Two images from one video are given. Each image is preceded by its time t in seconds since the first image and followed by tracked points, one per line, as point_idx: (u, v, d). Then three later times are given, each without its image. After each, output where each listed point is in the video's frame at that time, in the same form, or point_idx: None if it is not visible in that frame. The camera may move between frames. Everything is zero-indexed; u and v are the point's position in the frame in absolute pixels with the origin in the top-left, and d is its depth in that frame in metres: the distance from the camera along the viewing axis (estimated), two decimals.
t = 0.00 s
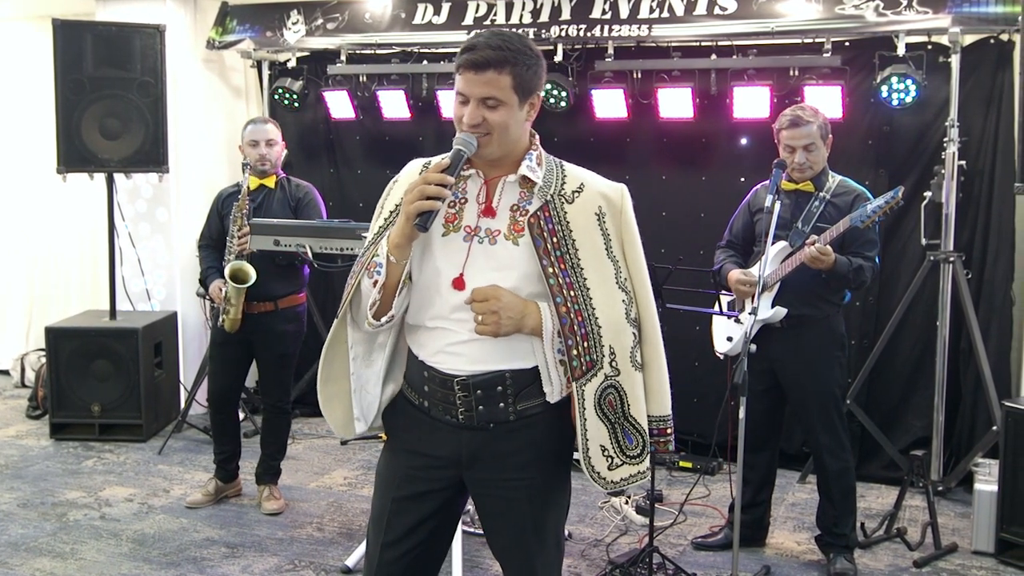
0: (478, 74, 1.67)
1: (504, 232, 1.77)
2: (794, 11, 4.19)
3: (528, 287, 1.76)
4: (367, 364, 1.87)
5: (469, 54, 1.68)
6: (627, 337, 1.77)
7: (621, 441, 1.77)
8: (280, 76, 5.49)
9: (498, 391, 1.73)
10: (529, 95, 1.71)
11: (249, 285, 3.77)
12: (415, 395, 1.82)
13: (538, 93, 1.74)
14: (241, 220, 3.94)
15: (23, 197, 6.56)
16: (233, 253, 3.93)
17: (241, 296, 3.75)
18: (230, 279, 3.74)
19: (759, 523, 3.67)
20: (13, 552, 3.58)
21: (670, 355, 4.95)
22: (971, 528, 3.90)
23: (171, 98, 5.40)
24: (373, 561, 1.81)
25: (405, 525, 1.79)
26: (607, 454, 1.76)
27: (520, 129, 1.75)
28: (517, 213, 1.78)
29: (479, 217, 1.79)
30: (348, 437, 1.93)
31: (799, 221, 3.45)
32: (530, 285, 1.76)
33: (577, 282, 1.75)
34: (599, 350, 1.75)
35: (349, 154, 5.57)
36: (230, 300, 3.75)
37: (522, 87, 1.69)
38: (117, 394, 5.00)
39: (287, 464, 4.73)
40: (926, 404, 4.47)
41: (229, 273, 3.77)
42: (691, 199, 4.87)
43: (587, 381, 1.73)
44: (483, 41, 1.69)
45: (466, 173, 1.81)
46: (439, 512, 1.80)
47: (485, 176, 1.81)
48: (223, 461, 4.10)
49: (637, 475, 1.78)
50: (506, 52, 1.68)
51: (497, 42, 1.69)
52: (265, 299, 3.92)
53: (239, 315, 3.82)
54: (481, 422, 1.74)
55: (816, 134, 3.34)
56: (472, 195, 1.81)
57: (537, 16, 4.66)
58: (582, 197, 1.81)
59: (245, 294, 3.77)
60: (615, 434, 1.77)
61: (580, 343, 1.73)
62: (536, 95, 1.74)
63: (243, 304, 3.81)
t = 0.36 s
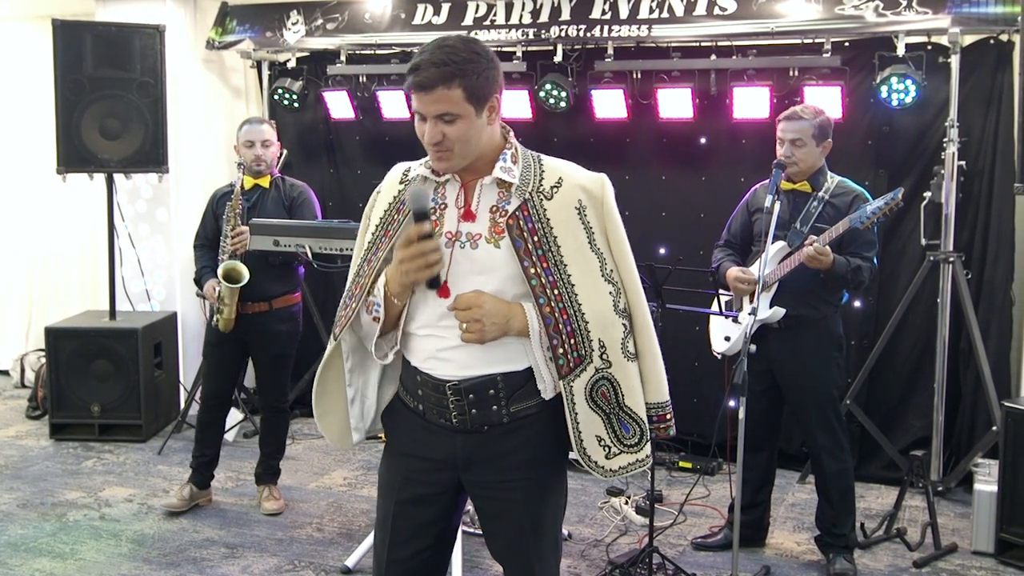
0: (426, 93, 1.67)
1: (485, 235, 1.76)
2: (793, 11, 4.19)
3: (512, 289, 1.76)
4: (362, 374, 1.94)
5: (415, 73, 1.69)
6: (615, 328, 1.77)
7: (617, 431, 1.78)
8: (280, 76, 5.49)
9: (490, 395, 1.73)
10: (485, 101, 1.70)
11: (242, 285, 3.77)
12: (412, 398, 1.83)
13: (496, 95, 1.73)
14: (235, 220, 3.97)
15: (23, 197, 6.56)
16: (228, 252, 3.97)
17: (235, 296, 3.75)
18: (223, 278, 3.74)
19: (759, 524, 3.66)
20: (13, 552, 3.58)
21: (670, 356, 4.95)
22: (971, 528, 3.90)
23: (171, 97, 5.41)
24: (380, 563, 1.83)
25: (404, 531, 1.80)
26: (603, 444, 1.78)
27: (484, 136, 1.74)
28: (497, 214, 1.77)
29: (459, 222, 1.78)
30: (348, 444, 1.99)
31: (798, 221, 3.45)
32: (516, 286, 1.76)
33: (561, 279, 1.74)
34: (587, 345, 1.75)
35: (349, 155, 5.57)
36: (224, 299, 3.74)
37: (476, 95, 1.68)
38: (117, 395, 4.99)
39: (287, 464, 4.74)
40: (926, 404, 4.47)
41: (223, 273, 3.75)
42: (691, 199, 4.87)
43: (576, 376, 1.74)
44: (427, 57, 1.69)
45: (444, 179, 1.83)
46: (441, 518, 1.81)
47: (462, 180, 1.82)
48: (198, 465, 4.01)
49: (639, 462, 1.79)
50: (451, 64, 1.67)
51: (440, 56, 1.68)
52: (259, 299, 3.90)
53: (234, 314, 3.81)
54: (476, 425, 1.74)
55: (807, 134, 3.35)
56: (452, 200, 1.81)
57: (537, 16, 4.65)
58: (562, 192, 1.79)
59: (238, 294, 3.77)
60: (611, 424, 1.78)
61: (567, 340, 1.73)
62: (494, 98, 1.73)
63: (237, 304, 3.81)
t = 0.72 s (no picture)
0: (397, 118, 1.67)
1: (473, 242, 1.77)
2: (793, 11, 4.19)
3: (502, 294, 1.76)
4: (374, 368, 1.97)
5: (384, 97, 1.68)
6: (610, 327, 1.75)
7: (620, 430, 1.77)
8: (280, 77, 5.49)
9: (489, 397, 1.74)
10: (457, 115, 1.69)
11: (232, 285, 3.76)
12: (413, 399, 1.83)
13: (469, 104, 1.72)
14: (224, 220, 3.96)
15: (23, 197, 6.56)
16: (217, 251, 3.94)
17: (224, 295, 3.72)
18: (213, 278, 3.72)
19: (759, 524, 3.67)
20: (13, 553, 3.58)
21: (669, 356, 4.96)
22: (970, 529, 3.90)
23: (171, 97, 5.42)
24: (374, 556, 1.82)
25: (403, 527, 1.81)
26: (608, 443, 1.77)
27: (462, 149, 1.73)
28: (484, 219, 1.77)
29: (447, 229, 1.80)
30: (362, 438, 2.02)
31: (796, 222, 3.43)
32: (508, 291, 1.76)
33: (550, 282, 1.74)
34: (582, 346, 1.75)
35: (349, 155, 5.57)
36: (212, 299, 3.71)
37: (447, 112, 1.67)
38: (117, 395, 5.00)
39: (287, 464, 4.74)
40: (927, 404, 4.47)
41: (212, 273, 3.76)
42: (691, 200, 4.87)
43: (572, 379, 1.74)
44: (394, 78, 1.67)
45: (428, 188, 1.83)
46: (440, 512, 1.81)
47: (448, 188, 1.83)
48: (196, 468, 4.01)
49: (644, 459, 1.78)
50: (419, 84, 1.66)
51: (405, 77, 1.67)
52: (244, 299, 3.91)
53: (220, 316, 3.79)
54: (477, 427, 1.75)
55: (797, 133, 3.34)
56: (439, 206, 1.83)
57: (537, 17, 4.65)
58: (547, 193, 1.78)
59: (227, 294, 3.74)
60: (613, 422, 1.77)
61: (559, 344, 1.73)
62: (467, 110, 1.71)
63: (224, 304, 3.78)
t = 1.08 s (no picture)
0: (410, 100, 1.68)
1: (475, 237, 1.77)
2: (794, 11, 4.19)
3: (500, 292, 1.76)
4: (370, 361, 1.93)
5: (399, 82, 1.70)
6: (606, 334, 1.74)
7: (610, 440, 1.75)
8: (281, 77, 5.49)
9: (486, 398, 1.74)
10: (472, 104, 1.70)
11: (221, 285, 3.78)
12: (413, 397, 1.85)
13: (483, 96, 1.73)
14: (212, 220, 3.95)
15: (23, 197, 6.56)
16: (203, 251, 3.94)
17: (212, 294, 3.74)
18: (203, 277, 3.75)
19: (760, 524, 3.66)
20: (14, 552, 3.58)
21: (670, 356, 4.95)
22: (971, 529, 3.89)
23: (172, 97, 5.43)
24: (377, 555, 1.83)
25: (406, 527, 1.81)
26: (597, 453, 1.75)
27: (473, 139, 1.74)
28: (487, 215, 1.77)
29: (450, 222, 1.80)
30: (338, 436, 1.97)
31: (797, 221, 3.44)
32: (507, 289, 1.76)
33: (547, 283, 1.73)
34: (576, 351, 1.73)
35: (350, 155, 5.57)
36: (201, 298, 3.73)
37: (462, 99, 1.69)
38: (118, 395, 5.00)
39: (287, 464, 4.74)
40: (928, 405, 4.46)
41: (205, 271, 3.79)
42: (692, 199, 4.87)
43: (564, 383, 1.72)
44: (410, 63, 1.70)
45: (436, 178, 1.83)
46: (439, 512, 1.81)
47: (455, 180, 1.83)
48: (194, 467, 4.01)
49: (633, 471, 1.76)
50: (434, 69, 1.68)
51: (424, 61, 1.69)
52: (227, 299, 3.90)
53: (206, 317, 3.80)
54: (475, 427, 1.75)
55: (807, 126, 3.36)
56: (445, 198, 1.83)
57: (538, 16, 4.65)
58: (552, 194, 1.76)
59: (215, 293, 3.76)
60: (603, 432, 1.75)
61: (554, 345, 1.72)
62: (481, 102, 1.73)
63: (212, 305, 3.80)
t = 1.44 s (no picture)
0: (454, 79, 1.66)
1: (495, 233, 1.76)
2: (796, 12, 4.18)
3: (520, 288, 1.75)
4: (363, 369, 1.83)
5: (443, 60, 1.68)
6: (620, 331, 1.76)
7: (616, 434, 1.77)
8: (282, 77, 5.50)
9: (496, 398, 1.74)
10: (508, 95, 1.71)
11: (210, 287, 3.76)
12: (413, 401, 1.81)
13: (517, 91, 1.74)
14: (202, 220, 3.91)
15: (24, 197, 6.56)
16: (192, 253, 3.90)
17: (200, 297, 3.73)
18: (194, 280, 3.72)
19: (761, 524, 3.66)
20: (15, 553, 3.58)
21: (671, 356, 4.95)
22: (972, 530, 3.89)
23: (172, 96, 5.43)
24: (377, 558, 1.82)
25: (408, 529, 1.80)
26: (602, 447, 1.76)
27: (503, 130, 1.74)
28: (506, 211, 1.77)
29: (467, 217, 1.77)
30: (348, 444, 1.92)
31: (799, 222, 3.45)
32: (524, 287, 1.76)
33: (570, 280, 1.75)
34: (593, 347, 1.74)
35: (351, 155, 5.58)
36: (191, 300, 3.71)
37: (502, 88, 1.69)
38: (119, 395, 5.00)
39: (288, 465, 4.74)
40: (928, 406, 4.46)
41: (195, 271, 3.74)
42: (693, 200, 4.87)
43: (582, 379, 1.74)
44: (456, 45, 1.68)
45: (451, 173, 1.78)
46: (438, 513, 1.81)
47: (470, 176, 1.80)
48: (194, 467, 4.01)
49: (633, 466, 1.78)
50: (481, 54, 1.67)
51: (471, 44, 1.68)
52: (211, 300, 3.83)
53: (194, 319, 3.75)
54: (481, 428, 1.74)
55: (814, 122, 3.39)
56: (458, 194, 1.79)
57: (539, 17, 4.65)
58: (572, 193, 1.79)
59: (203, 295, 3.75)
60: (610, 427, 1.76)
61: (576, 341, 1.73)
62: (514, 96, 1.73)
63: (201, 308, 3.76)
